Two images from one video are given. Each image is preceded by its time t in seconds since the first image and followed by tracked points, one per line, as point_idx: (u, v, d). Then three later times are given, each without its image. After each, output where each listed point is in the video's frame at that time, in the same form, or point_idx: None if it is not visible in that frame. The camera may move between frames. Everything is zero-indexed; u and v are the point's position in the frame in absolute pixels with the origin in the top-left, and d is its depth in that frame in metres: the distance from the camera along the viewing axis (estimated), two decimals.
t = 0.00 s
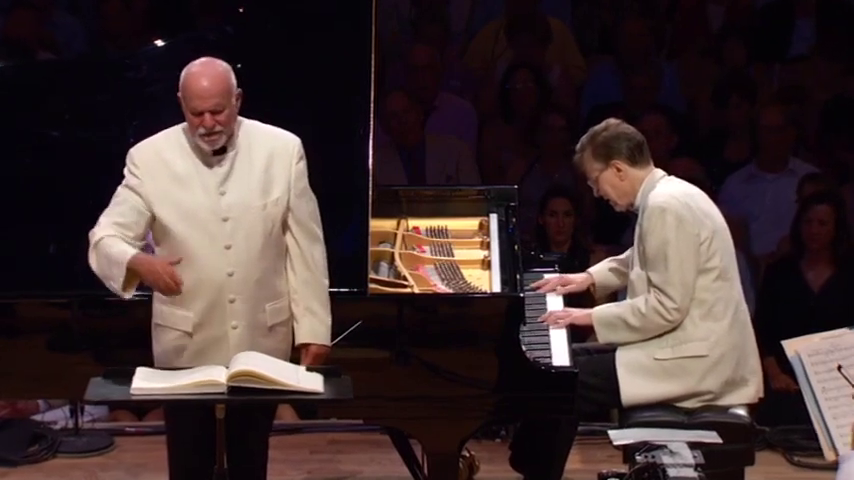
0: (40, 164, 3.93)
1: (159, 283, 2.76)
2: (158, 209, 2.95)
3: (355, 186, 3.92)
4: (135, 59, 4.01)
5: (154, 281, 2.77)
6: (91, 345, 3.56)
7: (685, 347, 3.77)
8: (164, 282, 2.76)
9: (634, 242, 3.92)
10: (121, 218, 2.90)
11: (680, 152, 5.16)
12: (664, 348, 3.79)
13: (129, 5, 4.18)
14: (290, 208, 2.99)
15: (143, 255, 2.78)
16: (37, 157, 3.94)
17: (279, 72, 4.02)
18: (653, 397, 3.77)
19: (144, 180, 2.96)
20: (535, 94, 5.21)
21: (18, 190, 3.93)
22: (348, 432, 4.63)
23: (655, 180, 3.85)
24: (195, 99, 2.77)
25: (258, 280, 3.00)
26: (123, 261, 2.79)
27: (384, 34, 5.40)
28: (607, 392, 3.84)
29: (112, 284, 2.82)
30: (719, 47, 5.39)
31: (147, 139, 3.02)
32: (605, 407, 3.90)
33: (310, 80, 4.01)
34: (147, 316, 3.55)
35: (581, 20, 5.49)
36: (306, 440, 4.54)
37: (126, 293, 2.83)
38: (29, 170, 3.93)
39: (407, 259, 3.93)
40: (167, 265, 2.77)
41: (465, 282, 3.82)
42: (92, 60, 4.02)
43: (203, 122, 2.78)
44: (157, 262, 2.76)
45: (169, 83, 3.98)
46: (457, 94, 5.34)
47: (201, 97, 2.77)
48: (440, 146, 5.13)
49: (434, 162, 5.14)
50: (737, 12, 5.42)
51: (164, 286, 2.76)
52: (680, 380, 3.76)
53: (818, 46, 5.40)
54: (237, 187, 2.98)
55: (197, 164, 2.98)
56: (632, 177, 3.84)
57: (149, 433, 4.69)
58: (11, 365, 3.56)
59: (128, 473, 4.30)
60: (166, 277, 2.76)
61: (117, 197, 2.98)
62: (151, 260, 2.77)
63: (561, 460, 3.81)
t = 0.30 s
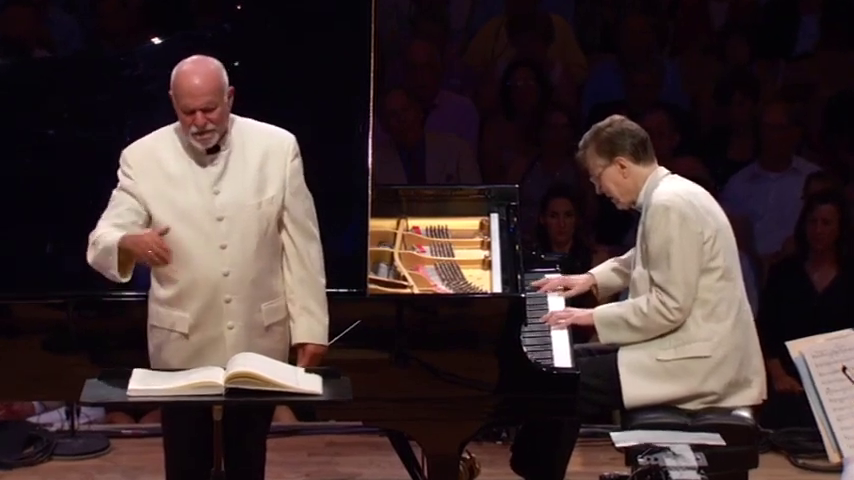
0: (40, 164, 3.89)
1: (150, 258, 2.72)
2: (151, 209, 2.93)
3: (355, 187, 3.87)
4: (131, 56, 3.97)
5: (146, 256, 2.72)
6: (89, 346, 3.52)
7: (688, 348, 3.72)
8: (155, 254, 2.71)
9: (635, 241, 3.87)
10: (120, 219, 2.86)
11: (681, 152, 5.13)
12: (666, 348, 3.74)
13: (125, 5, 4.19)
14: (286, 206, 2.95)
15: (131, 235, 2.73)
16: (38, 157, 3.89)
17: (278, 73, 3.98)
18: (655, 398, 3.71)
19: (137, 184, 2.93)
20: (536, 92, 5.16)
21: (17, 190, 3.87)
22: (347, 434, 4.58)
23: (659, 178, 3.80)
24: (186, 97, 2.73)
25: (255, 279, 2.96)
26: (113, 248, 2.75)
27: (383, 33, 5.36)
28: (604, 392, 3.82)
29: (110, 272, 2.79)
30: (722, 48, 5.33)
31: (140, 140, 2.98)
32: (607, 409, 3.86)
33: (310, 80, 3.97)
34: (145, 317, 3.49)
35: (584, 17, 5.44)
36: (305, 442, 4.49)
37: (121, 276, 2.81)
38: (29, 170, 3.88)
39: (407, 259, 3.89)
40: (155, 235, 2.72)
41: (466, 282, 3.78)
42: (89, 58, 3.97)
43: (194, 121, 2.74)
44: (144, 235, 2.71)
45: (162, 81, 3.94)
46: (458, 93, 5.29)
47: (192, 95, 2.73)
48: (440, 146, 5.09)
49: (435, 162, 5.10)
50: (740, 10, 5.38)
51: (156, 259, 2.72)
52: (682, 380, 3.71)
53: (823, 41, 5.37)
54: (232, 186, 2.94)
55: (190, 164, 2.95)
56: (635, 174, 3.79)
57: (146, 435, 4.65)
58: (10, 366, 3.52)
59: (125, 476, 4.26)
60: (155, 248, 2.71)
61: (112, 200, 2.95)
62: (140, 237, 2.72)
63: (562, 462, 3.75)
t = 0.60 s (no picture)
0: (39, 164, 3.85)
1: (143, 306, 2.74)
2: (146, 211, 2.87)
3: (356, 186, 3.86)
4: (127, 54, 3.89)
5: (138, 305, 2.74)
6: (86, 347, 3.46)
7: (691, 349, 3.67)
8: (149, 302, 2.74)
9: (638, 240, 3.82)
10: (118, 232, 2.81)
11: (684, 150, 5.09)
12: (669, 349, 3.69)
13: None
14: (281, 204, 2.93)
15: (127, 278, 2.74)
16: (38, 157, 3.85)
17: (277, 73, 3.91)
18: (657, 400, 3.67)
19: (129, 185, 2.87)
20: (537, 89, 5.11)
21: (17, 190, 3.85)
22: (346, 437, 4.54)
23: (662, 176, 3.75)
24: (178, 96, 2.70)
25: (251, 279, 2.93)
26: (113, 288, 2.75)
27: (383, 30, 5.31)
28: (606, 395, 3.78)
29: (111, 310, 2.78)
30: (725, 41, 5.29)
31: (132, 141, 2.94)
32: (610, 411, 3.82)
33: (310, 80, 3.92)
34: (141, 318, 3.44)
35: (584, 17, 5.38)
36: (303, 444, 4.45)
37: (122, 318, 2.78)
38: (29, 170, 3.85)
39: (407, 259, 3.84)
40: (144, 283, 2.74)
41: (466, 282, 3.74)
42: (86, 55, 3.90)
43: (187, 119, 2.71)
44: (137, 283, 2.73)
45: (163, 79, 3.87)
46: (459, 91, 5.24)
47: (184, 94, 2.70)
48: (441, 144, 5.05)
49: (435, 162, 5.07)
50: (741, 8, 5.31)
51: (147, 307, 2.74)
52: (686, 382, 3.66)
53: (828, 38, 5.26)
54: (226, 185, 2.91)
55: (183, 164, 2.91)
56: (638, 172, 3.74)
57: (142, 437, 4.60)
58: (11, 366, 3.47)
59: None
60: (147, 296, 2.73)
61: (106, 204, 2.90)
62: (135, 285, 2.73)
63: (564, 464, 3.71)
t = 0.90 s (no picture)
0: (39, 164, 3.79)
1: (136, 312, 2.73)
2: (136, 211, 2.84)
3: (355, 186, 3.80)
4: (122, 50, 3.83)
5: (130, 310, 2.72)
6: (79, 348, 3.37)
7: (694, 351, 3.61)
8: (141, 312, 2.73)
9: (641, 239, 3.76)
10: (103, 228, 2.79)
11: (686, 149, 5.02)
12: (671, 351, 3.63)
13: None
14: (275, 203, 2.87)
15: (121, 283, 2.71)
16: (38, 157, 3.80)
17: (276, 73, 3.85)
18: (658, 402, 3.61)
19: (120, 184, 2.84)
20: (538, 86, 5.06)
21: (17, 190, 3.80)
22: (344, 439, 4.48)
23: (665, 175, 3.69)
24: (169, 94, 2.66)
25: (245, 280, 2.89)
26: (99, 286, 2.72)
27: (382, 27, 5.26)
28: (610, 398, 3.71)
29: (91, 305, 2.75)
30: (727, 39, 5.25)
31: (124, 140, 2.90)
32: (612, 414, 3.76)
33: (310, 80, 3.87)
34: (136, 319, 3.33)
35: (585, 14, 5.34)
36: (300, 447, 4.39)
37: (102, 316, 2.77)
38: (29, 170, 3.79)
39: (406, 259, 3.78)
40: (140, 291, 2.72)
41: (466, 282, 3.68)
42: (79, 52, 3.86)
43: (178, 119, 2.67)
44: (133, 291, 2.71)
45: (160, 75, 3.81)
46: (459, 89, 5.18)
47: (176, 92, 2.65)
48: (440, 143, 4.99)
49: (434, 161, 5.01)
50: (745, 4, 5.28)
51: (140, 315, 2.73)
52: (689, 384, 3.61)
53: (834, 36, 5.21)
54: (219, 185, 2.87)
55: (175, 163, 2.87)
56: (641, 170, 3.68)
57: (137, 440, 4.55)
58: (10, 366, 3.36)
59: None
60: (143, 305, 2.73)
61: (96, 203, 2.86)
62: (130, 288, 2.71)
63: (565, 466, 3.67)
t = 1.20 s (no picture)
0: (39, 164, 3.72)
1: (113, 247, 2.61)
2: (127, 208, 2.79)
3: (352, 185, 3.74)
4: (116, 47, 3.77)
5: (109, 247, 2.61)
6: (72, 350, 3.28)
7: (696, 353, 3.55)
8: (116, 244, 2.61)
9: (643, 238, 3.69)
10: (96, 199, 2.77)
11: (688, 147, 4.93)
12: (674, 353, 3.56)
13: None
14: (270, 203, 2.83)
15: (95, 221, 2.62)
16: (38, 157, 3.73)
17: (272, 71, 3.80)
18: (659, 404, 3.55)
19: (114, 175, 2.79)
20: (538, 83, 4.99)
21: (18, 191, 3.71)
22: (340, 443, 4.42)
23: (667, 173, 3.63)
24: (161, 96, 2.60)
25: (238, 280, 2.83)
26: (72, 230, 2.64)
27: (380, 24, 5.23)
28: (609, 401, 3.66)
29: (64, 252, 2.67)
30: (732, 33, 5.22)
31: (115, 136, 2.84)
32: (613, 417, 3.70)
33: (310, 80, 3.77)
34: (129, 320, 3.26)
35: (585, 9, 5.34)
36: (296, 450, 4.33)
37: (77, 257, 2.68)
38: (29, 170, 3.72)
39: (403, 259, 3.73)
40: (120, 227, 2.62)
41: (464, 283, 3.63)
42: (74, 49, 3.78)
43: (172, 119, 2.61)
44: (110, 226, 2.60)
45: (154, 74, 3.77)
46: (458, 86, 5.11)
47: (168, 93, 2.59)
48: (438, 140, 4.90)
49: (432, 164, 4.90)
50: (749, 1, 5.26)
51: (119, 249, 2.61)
52: (690, 387, 3.54)
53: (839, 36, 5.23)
54: (211, 184, 2.81)
55: (167, 162, 2.81)
56: (642, 168, 3.62)
57: (131, 443, 4.49)
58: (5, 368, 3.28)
59: None
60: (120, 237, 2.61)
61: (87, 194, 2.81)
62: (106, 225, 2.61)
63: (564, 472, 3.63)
